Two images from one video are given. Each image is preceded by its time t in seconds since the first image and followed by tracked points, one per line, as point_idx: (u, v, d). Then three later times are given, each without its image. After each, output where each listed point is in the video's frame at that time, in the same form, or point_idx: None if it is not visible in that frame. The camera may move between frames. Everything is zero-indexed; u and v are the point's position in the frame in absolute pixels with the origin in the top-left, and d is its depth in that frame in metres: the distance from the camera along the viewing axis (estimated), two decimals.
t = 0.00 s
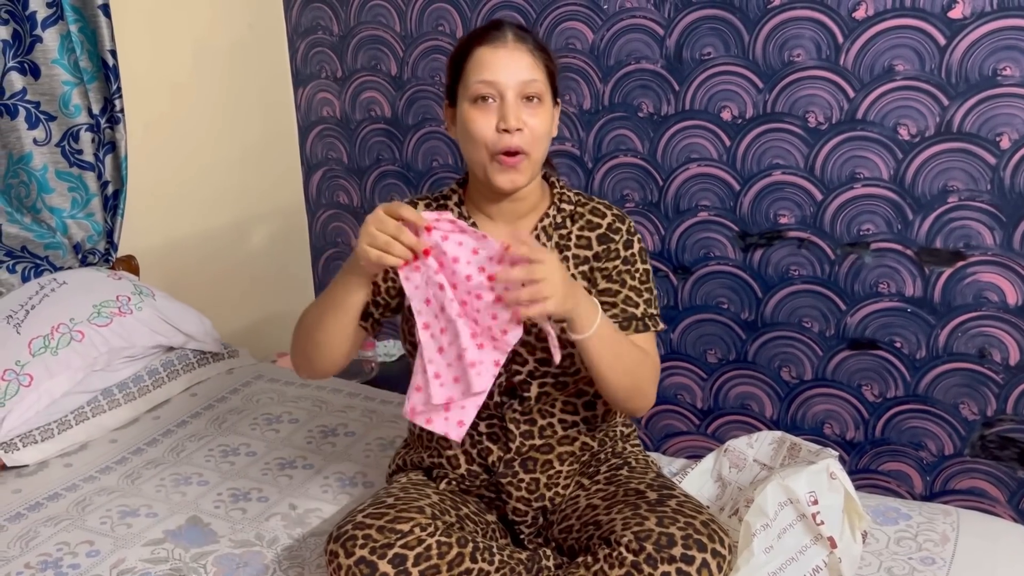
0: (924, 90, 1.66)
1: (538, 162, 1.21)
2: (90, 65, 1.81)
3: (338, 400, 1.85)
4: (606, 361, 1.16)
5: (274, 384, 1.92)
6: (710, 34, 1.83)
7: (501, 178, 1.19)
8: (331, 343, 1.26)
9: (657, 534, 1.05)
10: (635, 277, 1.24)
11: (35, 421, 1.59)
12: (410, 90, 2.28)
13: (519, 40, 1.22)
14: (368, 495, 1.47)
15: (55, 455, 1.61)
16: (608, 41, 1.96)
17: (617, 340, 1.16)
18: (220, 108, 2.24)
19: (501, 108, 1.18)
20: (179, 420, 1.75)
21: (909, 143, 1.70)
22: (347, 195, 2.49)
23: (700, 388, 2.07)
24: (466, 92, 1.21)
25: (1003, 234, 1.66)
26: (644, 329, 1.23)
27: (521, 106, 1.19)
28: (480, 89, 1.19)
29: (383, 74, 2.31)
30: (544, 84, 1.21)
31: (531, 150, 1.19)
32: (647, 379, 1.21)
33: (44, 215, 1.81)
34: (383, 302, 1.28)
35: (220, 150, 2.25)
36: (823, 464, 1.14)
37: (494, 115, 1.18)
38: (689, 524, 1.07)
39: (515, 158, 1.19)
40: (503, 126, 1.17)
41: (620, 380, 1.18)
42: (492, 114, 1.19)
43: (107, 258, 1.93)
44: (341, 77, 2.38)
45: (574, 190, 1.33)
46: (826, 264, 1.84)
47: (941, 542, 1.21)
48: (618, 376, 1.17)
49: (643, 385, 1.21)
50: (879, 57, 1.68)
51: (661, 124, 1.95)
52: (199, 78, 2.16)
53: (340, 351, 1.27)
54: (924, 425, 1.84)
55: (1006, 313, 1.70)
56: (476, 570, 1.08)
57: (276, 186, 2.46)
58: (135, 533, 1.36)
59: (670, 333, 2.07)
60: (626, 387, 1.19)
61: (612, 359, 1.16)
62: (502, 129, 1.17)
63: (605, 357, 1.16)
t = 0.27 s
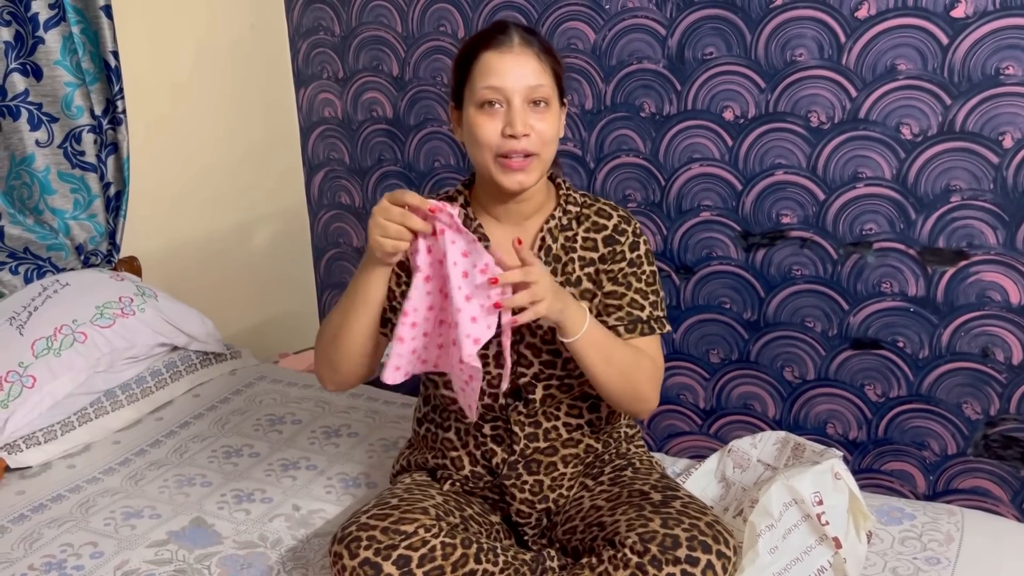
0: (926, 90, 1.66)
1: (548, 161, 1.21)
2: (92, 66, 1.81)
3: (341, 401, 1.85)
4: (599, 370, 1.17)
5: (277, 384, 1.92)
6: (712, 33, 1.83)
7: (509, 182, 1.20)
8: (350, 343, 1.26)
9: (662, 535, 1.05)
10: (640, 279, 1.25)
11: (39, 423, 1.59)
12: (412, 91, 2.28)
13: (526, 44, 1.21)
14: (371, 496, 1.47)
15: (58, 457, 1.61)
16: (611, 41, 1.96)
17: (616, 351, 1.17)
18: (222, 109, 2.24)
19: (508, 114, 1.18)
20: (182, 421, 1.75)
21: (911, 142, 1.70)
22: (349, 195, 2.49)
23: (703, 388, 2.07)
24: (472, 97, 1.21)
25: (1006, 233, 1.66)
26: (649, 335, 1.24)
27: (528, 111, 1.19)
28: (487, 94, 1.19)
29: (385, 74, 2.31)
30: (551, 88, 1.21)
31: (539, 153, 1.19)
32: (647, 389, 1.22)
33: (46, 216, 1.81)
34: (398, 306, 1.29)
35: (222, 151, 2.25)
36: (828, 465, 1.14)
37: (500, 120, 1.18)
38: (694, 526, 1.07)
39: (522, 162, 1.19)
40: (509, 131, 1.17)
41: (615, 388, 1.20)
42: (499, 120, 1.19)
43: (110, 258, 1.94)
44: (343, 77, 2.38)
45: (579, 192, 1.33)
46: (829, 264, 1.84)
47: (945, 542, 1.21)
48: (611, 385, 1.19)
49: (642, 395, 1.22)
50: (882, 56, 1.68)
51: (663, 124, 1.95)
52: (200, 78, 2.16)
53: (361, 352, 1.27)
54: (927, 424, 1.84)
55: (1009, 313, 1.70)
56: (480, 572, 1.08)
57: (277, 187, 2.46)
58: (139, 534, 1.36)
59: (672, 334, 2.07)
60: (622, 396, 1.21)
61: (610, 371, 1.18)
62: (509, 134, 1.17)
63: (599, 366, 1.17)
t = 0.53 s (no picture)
0: (926, 89, 1.66)
1: (549, 166, 1.22)
2: (92, 67, 1.81)
3: (342, 401, 1.85)
4: (600, 375, 1.17)
5: (278, 385, 1.92)
6: (712, 33, 1.83)
7: (509, 185, 1.20)
8: (349, 341, 1.26)
9: (663, 535, 1.06)
10: (638, 280, 1.25)
11: (40, 424, 1.59)
12: (412, 91, 2.28)
13: (527, 49, 1.20)
14: (373, 497, 1.47)
15: (60, 458, 1.61)
16: (610, 41, 1.96)
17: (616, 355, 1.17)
18: (222, 109, 2.24)
19: (509, 122, 1.18)
20: (183, 422, 1.75)
21: (911, 141, 1.70)
22: (349, 196, 2.49)
23: (703, 388, 2.07)
24: (473, 102, 1.20)
25: (1006, 232, 1.66)
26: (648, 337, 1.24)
27: (529, 118, 1.19)
28: (488, 101, 1.18)
29: (385, 74, 2.31)
30: (552, 93, 1.21)
31: (540, 158, 1.20)
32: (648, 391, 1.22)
33: (46, 217, 1.81)
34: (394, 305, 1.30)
35: (222, 152, 2.25)
36: (829, 464, 1.14)
37: (501, 126, 1.18)
38: (695, 525, 1.08)
39: (523, 167, 1.20)
40: (510, 138, 1.17)
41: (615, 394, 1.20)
42: (500, 126, 1.18)
43: (110, 259, 1.93)
44: (343, 78, 2.38)
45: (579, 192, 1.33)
46: (829, 263, 1.85)
47: (947, 541, 1.21)
48: (613, 390, 1.19)
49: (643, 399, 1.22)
50: (882, 56, 1.68)
51: (663, 124, 1.95)
52: (200, 79, 2.16)
53: (359, 347, 1.27)
54: (927, 423, 1.84)
55: (1009, 312, 1.70)
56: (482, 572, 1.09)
57: (277, 188, 2.46)
58: (141, 535, 1.36)
59: (672, 333, 2.07)
60: (624, 401, 1.21)
61: (611, 376, 1.17)
62: (510, 141, 1.17)
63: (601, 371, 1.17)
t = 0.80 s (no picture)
0: (926, 87, 1.66)
1: (549, 166, 1.23)
2: (93, 68, 1.81)
3: (344, 401, 1.85)
4: (607, 360, 1.18)
5: (280, 384, 1.93)
6: (712, 32, 1.84)
7: (508, 185, 1.21)
8: (347, 340, 1.26)
9: (665, 532, 1.06)
10: (638, 277, 1.27)
11: (43, 424, 1.59)
12: (412, 91, 2.28)
13: (526, 51, 1.19)
14: (375, 495, 1.47)
15: (62, 458, 1.61)
16: (611, 40, 1.96)
17: (626, 341, 1.18)
18: (223, 109, 2.24)
19: (509, 125, 1.18)
20: (185, 421, 1.75)
21: (912, 140, 1.70)
22: (349, 195, 2.49)
23: (704, 386, 2.08)
24: (472, 104, 1.20)
25: (1006, 230, 1.67)
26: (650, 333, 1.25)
27: (529, 121, 1.19)
28: (488, 103, 1.18)
29: (385, 74, 2.31)
30: (552, 95, 1.21)
31: (539, 159, 1.21)
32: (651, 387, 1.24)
33: (48, 217, 1.82)
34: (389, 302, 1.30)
35: (222, 152, 2.25)
36: (831, 462, 1.14)
37: (501, 129, 1.19)
38: (698, 522, 1.08)
39: (523, 169, 1.21)
40: (510, 142, 1.18)
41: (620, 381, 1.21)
42: (500, 129, 1.19)
43: (112, 260, 1.93)
44: (343, 77, 2.39)
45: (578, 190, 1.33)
46: (830, 261, 1.85)
47: (948, 538, 1.21)
48: (618, 378, 1.20)
49: (643, 394, 1.23)
50: (881, 54, 1.68)
51: (663, 123, 1.95)
52: (200, 78, 2.16)
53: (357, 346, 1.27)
54: (928, 421, 1.84)
55: (1010, 309, 1.70)
56: (485, 570, 1.09)
57: (278, 187, 2.46)
58: (144, 534, 1.36)
59: (673, 332, 2.08)
60: (626, 392, 1.22)
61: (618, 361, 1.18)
62: (510, 144, 1.18)
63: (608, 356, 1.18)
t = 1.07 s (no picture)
0: (925, 85, 1.67)
1: (547, 168, 1.24)
2: (94, 67, 1.82)
3: (346, 399, 1.86)
4: (609, 356, 1.18)
5: (281, 383, 1.94)
6: (711, 31, 1.84)
7: (508, 186, 1.22)
8: (343, 339, 1.26)
9: (665, 528, 1.07)
10: (637, 276, 1.27)
11: (45, 423, 1.60)
12: (412, 90, 2.29)
13: (524, 53, 1.19)
14: (377, 493, 1.48)
15: (65, 457, 1.62)
16: (610, 39, 1.97)
17: (626, 338, 1.19)
18: (223, 109, 2.25)
19: (507, 129, 1.18)
20: (187, 420, 1.76)
21: (910, 137, 1.71)
22: (350, 194, 2.50)
23: (704, 384, 2.09)
24: (470, 107, 1.20)
25: (1005, 227, 1.67)
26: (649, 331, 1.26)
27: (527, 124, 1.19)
28: (485, 107, 1.18)
29: (386, 73, 2.32)
30: (550, 97, 1.21)
31: (537, 161, 1.22)
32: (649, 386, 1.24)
33: (50, 217, 1.83)
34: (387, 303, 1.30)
35: (222, 151, 2.26)
36: (829, 459, 1.13)
37: (500, 131, 1.19)
38: (697, 518, 1.09)
39: (522, 170, 1.21)
40: (507, 144, 1.18)
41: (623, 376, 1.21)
42: (498, 131, 1.19)
43: (114, 259, 1.94)
44: (344, 77, 2.39)
45: (578, 188, 1.33)
46: (829, 259, 1.86)
47: (947, 533, 1.21)
48: (618, 375, 1.20)
49: (642, 393, 1.24)
50: (880, 52, 1.69)
51: (663, 122, 1.96)
52: (202, 78, 2.17)
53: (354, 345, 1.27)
54: (927, 418, 1.85)
55: (1008, 306, 1.71)
56: (486, 566, 1.10)
57: (278, 186, 2.46)
58: (147, 532, 1.37)
59: (673, 329, 2.09)
60: (625, 390, 1.22)
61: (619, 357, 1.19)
62: (508, 147, 1.18)
63: (610, 351, 1.18)
